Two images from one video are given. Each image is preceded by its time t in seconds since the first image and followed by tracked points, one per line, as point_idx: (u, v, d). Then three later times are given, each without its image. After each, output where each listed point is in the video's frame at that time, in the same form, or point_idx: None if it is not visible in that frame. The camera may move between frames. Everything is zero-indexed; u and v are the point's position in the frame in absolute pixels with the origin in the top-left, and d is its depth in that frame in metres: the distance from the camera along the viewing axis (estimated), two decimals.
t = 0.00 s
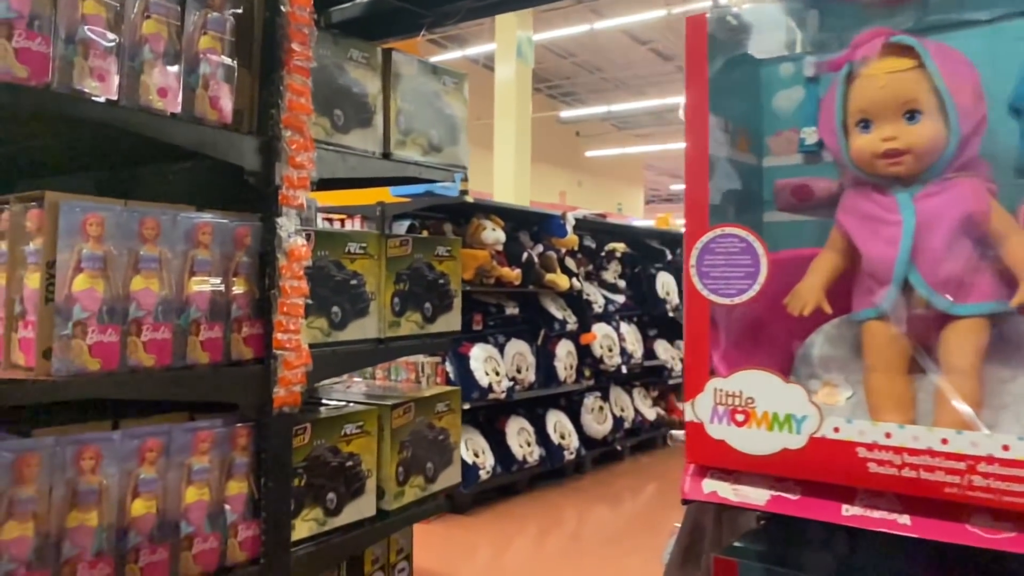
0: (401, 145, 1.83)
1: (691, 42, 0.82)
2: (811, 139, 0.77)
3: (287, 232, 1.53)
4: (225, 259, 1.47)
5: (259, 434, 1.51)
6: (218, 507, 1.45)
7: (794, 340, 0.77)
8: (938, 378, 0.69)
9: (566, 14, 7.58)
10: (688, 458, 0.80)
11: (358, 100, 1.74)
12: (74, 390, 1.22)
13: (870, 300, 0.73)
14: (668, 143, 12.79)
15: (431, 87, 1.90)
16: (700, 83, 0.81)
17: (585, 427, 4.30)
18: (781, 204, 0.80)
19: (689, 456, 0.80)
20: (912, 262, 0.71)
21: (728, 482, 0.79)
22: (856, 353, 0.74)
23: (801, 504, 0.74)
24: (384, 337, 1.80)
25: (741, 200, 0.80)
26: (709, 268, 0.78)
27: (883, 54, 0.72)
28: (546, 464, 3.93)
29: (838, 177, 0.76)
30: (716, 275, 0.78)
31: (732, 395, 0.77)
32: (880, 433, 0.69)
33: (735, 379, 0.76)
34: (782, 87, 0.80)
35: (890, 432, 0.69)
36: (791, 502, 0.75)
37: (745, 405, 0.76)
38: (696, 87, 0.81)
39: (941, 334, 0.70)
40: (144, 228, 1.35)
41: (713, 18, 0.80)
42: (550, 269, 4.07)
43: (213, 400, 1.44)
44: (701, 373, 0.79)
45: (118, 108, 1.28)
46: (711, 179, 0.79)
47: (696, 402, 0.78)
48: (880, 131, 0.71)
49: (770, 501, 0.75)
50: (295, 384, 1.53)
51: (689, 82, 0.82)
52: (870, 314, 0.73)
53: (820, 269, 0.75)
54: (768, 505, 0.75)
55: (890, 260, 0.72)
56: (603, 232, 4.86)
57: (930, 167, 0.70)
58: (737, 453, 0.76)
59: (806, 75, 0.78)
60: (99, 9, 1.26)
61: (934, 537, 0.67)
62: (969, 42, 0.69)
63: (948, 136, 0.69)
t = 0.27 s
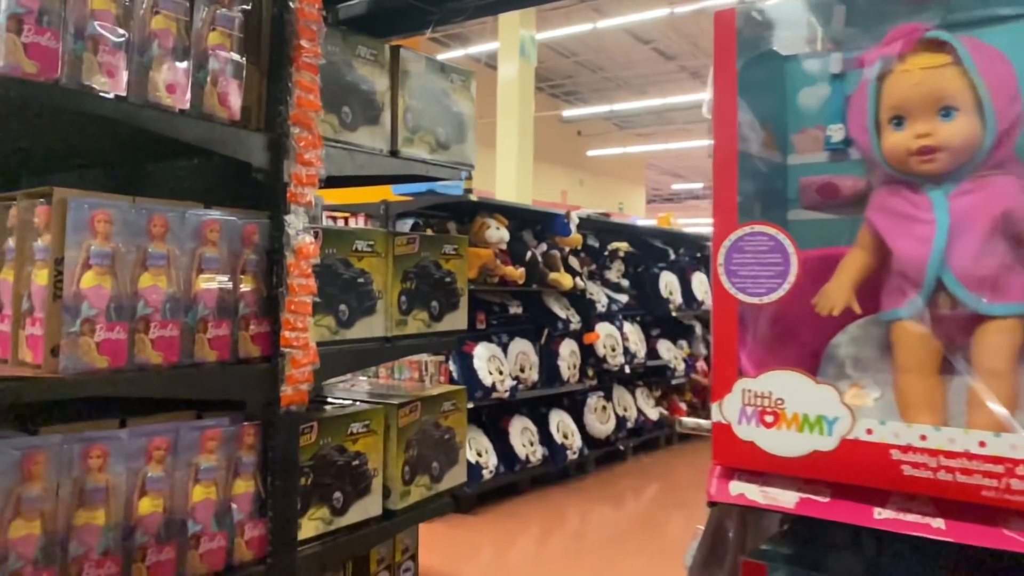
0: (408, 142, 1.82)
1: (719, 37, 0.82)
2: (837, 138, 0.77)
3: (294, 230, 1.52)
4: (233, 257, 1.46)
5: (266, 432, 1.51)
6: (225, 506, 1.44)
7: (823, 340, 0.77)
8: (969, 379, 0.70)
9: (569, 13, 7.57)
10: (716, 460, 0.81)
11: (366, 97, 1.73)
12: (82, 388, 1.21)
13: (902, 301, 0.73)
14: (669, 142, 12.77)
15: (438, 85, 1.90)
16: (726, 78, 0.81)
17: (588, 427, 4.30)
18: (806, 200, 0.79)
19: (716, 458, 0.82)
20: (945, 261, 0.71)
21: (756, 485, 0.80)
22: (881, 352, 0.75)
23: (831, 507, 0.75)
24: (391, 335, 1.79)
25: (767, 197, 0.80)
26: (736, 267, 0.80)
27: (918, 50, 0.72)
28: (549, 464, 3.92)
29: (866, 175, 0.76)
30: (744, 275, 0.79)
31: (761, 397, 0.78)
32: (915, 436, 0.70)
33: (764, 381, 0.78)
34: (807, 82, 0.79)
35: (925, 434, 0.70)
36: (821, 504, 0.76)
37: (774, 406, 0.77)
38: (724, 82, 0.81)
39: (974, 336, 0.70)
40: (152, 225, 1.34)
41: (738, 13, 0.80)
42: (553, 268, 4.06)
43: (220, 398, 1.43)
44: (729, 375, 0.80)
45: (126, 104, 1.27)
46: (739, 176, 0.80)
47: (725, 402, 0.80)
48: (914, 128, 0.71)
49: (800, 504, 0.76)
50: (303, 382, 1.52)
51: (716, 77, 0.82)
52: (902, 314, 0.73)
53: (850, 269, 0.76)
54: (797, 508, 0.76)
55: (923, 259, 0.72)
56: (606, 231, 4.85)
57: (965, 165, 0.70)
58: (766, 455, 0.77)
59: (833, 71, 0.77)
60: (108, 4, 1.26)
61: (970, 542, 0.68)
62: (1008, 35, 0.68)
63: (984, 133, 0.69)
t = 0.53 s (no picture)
0: (416, 146, 1.82)
1: (747, 46, 0.86)
2: (865, 142, 0.83)
3: (302, 233, 1.52)
4: (241, 260, 1.45)
5: (273, 438, 1.50)
6: (231, 512, 1.43)
7: (853, 344, 0.82)
8: (1007, 390, 0.73)
9: (571, 18, 7.57)
10: (747, 469, 0.86)
11: (374, 100, 1.73)
12: (89, 393, 1.20)
13: (934, 309, 0.78)
14: (670, 148, 12.77)
15: (446, 89, 1.89)
16: (757, 87, 0.86)
17: (591, 433, 4.29)
18: (834, 206, 0.84)
19: (747, 467, 0.86)
20: (982, 264, 0.74)
21: (786, 494, 0.84)
22: (913, 362, 0.79)
23: (864, 519, 0.80)
24: (398, 340, 1.78)
25: (795, 200, 0.85)
26: (767, 272, 0.84)
27: (957, 53, 0.76)
28: (551, 470, 3.91)
29: (894, 180, 0.81)
30: (776, 279, 0.84)
31: (794, 405, 0.82)
32: (953, 447, 0.75)
33: (796, 388, 0.82)
34: (834, 88, 0.84)
35: (963, 444, 0.74)
36: (853, 515, 0.80)
37: (805, 416, 0.81)
38: (754, 92, 0.86)
39: (1011, 342, 0.74)
40: (161, 228, 1.33)
41: (770, 20, 0.85)
42: (557, 273, 4.05)
43: (227, 403, 1.42)
44: (760, 382, 0.84)
45: (134, 108, 1.26)
46: (771, 182, 0.85)
47: (755, 411, 0.84)
48: (949, 132, 0.76)
49: (831, 514, 0.81)
50: (310, 387, 1.51)
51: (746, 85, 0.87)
52: (939, 320, 0.77)
53: (882, 273, 0.80)
54: (829, 518, 0.81)
55: (959, 265, 0.76)
56: (608, 236, 4.85)
57: (1001, 169, 0.74)
58: (799, 465, 0.82)
59: (858, 75, 0.83)
60: (118, 6, 1.25)
61: (1007, 553, 0.72)
62: None
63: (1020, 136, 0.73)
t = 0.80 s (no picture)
0: (424, 157, 1.82)
1: (778, 60, 0.88)
2: (893, 155, 0.84)
3: (311, 244, 1.51)
4: (249, 270, 1.45)
5: (280, 450, 1.49)
6: (237, 525, 1.41)
7: (884, 358, 0.83)
8: None
9: (572, 30, 7.60)
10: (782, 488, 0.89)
11: (383, 111, 1.73)
12: (97, 403, 1.19)
13: (969, 323, 0.79)
14: (670, 160, 12.79)
15: (454, 100, 1.89)
16: (788, 100, 0.87)
17: (593, 445, 4.27)
18: (863, 219, 0.85)
19: (779, 485, 0.89)
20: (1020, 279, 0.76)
21: (819, 511, 0.87)
22: (945, 377, 0.80)
23: (900, 537, 0.83)
24: (405, 351, 1.78)
25: (825, 214, 0.87)
26: (799, 286, 0.86)
27: (994, 65, 0.77)
28: (554, 483, 3.89)
29: (925, 194, 0.83)
30: (809, 293, 0.85)
31: (828, 422, 0.84)
32: (992, 466, 0.77)
33: (830, 405, 0.84)
34: (862, 101, 0.86)
35: (1001, 463, 0.76)
36: (888, 532, 0.83)
37: (840, 432, 0.84)
38: (785, 106, 0.88)
39: None
40: (170, 239, 1.32)
41: (803, 33, 0.87)
42: (560, 284, 4.05)
43: (235, 414, 1.41)
44: (793, 399, 0.86)
45: (144, 117, 1.26)
46: (804, 195, 0.86)
47: (790, 428, 0.86)
48: (986, 144, 0.77)
49: (867, 532, 0.84)
50: (318, 398, 1.51)
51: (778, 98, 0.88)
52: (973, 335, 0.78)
53: (916, 287, 0.81)
54: (865, 536, 0.84)
55: (996, 280, 0.77)
56: (611, 247, 4.85)
57: None
58: (834, 483, 0.85)
59: (886, 88, 0.85)
60: (129, 15, 1.25)
61: None
62: None
63: None
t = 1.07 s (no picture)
0: (435, 170, 1.82)
1: (816, 79, 0.98)
2: (925, 170, 0.91)
3: (322, 257, 1.51)
4: (261, 283, 1.44)
5: (290, 465, 1.47)
6: (247, 540, 1.40)
7: (920, 374, 0.90)
8: None
9: (575, 44, 7.63)
10: (824, 507, 0.96)
11: (394, 124, 1.73)
12: (109, 417, 1.18)
13: (1005, 339, 0.85)
14: (672, 173, 12.81)
15: (464, 114, 1.90)
16: (827, 119, 0.97)
17: (598, 459, 4.25)
18: (895, 232, 0.93)
19: (815, 503, 0.96)
20: None
21: (858, 531, 0.94)
22: (981, 397, 0.87)
23: (940, 557, 0.88)
24: (414, 364, 1.77)
25: (860, 229, 0.95)
26: (838, 303, 0.94)
27: None
28: (559, 497, 3.87)
29: (956, 209, 0.90)
30: (847, 307, 0.94)
31: (868, 439, 0.92)
32: None
33: (869, 419, 0.92)
34: (894, 116, 0.93)
35: None
36: (927, 552, 0.89)
37: (879, 450, 0.91)
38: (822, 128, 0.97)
39: None
40: (182, 252, 1.32)
41: (842, 54, 0.96)
42: (565, 297, 4.04)
43: (245, 428, 1.40)
44: (832, 413, 0.94)
45: (157, 130, 1.25)
46: (841, 210, 0.95)
47: (831, 446, 0.94)
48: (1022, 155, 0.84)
49: (907, 551, 0.90)
50: (329, 412, 1.50)
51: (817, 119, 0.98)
52: (1010, 352, 0.85)
53: (951, 302, 0.89)
54: (905, 555, 0.90)
55: None
56: (615, 261, 4.85)
57: None
58: (874, 501, 0.92)
59: (918, 102, 0.92)
60: (143, 28, 1.24)
61: None
62: None
63: None
